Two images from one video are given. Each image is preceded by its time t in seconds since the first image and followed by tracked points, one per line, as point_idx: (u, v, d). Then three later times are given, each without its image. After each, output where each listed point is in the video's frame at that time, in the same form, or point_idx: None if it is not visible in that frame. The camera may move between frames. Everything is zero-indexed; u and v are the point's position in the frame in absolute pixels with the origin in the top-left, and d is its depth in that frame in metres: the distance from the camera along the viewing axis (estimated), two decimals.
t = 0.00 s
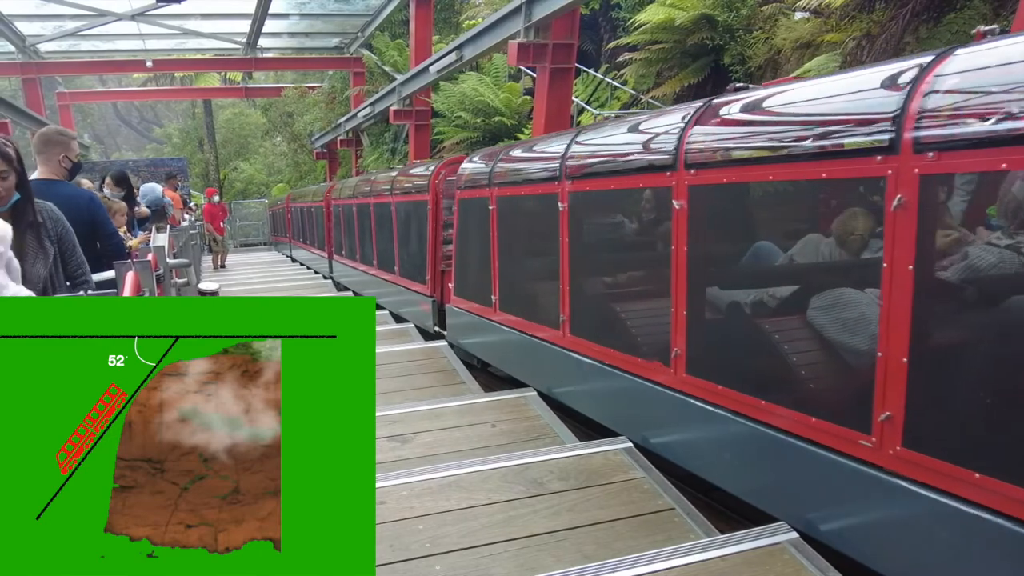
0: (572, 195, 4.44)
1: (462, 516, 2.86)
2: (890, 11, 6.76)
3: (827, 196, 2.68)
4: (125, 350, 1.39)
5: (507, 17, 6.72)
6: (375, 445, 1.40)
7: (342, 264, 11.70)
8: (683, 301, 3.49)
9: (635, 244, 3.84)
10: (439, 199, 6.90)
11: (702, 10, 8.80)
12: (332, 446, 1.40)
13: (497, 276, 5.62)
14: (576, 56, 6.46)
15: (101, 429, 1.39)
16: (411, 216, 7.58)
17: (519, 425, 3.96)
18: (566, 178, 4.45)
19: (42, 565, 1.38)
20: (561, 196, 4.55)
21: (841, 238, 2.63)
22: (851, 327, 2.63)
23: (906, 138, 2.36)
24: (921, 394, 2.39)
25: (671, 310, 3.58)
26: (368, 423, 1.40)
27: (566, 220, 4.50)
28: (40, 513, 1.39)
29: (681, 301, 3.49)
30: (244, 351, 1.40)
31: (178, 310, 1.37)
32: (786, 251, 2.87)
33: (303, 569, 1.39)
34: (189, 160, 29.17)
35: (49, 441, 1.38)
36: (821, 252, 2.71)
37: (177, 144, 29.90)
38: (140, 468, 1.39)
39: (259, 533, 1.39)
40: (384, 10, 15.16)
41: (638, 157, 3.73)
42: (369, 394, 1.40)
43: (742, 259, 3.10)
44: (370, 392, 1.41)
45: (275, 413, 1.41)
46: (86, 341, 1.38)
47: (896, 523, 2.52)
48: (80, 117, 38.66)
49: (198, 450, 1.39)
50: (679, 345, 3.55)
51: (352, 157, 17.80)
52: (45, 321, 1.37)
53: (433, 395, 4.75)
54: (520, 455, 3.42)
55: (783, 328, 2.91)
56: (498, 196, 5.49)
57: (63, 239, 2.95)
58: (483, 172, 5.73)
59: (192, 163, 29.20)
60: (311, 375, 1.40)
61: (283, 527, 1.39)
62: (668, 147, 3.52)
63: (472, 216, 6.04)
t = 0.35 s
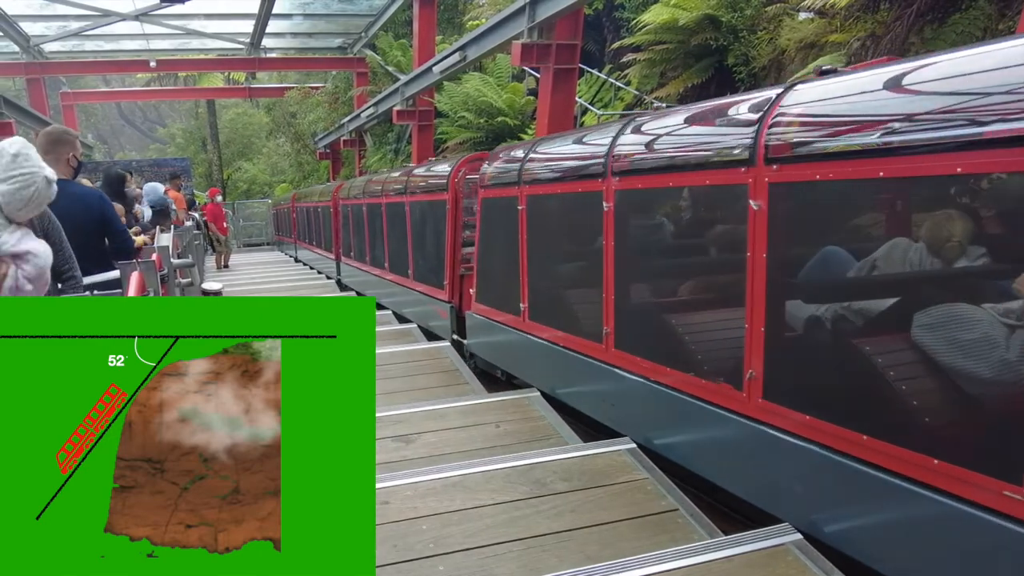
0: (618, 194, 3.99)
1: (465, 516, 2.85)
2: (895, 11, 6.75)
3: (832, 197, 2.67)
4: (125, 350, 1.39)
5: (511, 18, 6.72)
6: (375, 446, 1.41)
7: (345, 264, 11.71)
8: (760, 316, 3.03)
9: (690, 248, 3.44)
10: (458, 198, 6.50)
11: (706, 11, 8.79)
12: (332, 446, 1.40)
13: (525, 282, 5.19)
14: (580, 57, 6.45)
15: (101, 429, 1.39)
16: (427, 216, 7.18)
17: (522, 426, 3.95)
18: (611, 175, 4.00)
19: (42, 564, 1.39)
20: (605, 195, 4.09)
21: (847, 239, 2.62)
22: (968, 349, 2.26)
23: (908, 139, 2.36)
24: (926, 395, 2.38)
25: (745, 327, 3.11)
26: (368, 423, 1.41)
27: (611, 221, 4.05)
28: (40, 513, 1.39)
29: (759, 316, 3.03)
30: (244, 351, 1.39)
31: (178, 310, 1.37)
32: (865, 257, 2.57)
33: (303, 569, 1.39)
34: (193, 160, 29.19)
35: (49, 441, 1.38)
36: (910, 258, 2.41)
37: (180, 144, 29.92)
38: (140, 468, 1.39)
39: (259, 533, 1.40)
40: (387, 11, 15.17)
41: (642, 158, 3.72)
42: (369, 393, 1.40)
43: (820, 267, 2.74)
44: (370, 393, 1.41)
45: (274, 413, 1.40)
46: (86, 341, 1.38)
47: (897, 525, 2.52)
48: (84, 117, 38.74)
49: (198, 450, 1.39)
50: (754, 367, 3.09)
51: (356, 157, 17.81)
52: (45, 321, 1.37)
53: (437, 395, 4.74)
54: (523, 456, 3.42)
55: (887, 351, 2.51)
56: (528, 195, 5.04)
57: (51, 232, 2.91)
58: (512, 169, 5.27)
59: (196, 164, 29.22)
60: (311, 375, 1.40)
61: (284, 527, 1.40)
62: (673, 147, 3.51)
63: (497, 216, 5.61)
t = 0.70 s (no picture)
0: (662, 193, 3.65)
1: (469, 517, 2.85)
2: (899, 12, 6.75)
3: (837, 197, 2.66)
4: (126, 350, 1.39)
5: (515, 18, 6.72)
6: (375, 445, 1.40)
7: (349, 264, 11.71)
8: (836, 331, 2.69)
9: (711, 250, 3.33)
10: (476, 199, 6.27)
11: (710, 11, 8.79)
12: (332, 445, 1.40)
13: (551, 288, 4.88)
14: (583, 58, 6.45)
15: (101, 429, 1.38)
16: (441, 217, 6.87)
17: (525, 426, 3.95)
18: (654, 172, 3.67)
19: (41, 565, 1.38)
20: (646, 194, 3.75)
21: (852, 239, 2.61)
22: None
23: (915, 139, 2.36)
24: (931, 396, 2.38)
25: (817, 343, 2.77)
26: (368, 423, 1.41)
27: (655, 223, 3.70)
28: (40, 513, 1.38)
29: (834, 331, 2.69)
30: (244, 351, 1.39)
31: (180, 310, 1.37)
32: (940, 265, 2.32)
33: (303, 569, 1.39)
34: (197, 161, 29.25)
35: (49, 441, 1.38)
36: (995, 267, 2.16)
37: (184, 144, 29.97)
38: (140, 468, 1.39)
39: (259, 533, 1.39)
40: (391, 11, 15.19)
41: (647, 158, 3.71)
42: (370, 393, 1.40)
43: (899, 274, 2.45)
44: (370, 392, 1.41)
45: (275, 413, 1.40)
46: (86, 341, 1.37)
47: (901, 526, 2.51)
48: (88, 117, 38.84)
49: (198, 449, 1.39)
50: (827, 388, 2.75)
51: (359, 158, 17.82)
52: (44, 322, 1.37)
53: (440, 396, 4.74)
54: (527, 456, 3.41)
55: (961, 366, 2.28)
56: (547, 194, 4.82)
57: (39, 232, 2.92)
58: (538, 168, 4.95)
59: (199, 164, 29.27)
60: (310, 375, 1.40)
61: (284, 527, 1.39)
62: (678, 147, 3.51)
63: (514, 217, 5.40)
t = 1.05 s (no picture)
0: (700, 191, 3.38)
1: (470, 517, 2.84)
2: (903, 12, 6.74)
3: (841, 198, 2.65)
4: (125, 349, 1.39)
5: (518, 18, 6.72)
6: (375, 444, 1.40)
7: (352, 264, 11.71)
8: (905, 344, 2.44)
9: (714, 250, 3.32)
10: (491, 197, 5.99)
11: (714, 11, 8.75)
12: (333, 444, 1.40)
13: (572, 291, 4.62)
14: (587, 58, 6.44)
15: (101, 429, 1.38)
16: (452, 218, 6.58)
17: (527, 426, 3.94)
18: (692, 169, 3.39)
19: (42, 564, 1.38)
20: (683, 192, 3.48)
21: (856, 239, 2.60)
22: None
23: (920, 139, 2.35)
24: (936, 396, 2.37)
25: (881, 357, 2.53)
26: (368, 423, 1.40)
27: (692, 224, 3.43)
28: (40, 513, 1.38)
29: (902, 346, 2.45)
30: (244, 351, 1.39)
31: (179, 310, 1.37)
32: (1012, 270, 2.12)
33: (303, 570, 1.39)
34: (200, 161, 29.28)
35: (49, 441, 1.37)
36: None
37: (188, 144, 30.01)
38: (140, 468, 1.39)
39: (259, 533, 1.39)
40: (394, 12, 15.21)
41: (650, 158, 3.70)
42: (370, 393, 1.40)
43: (969, 275, 2.24)
44: (370, 391, 1.40)
45: (275, 413, 1.40)
46: (86, 341, 1.37)
47: (903, 528, 2.50)
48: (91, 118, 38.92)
49: (198, 450, 1.39)
50: (893, 406, 2.51)
51: (362, 158, 17.83)
52: (44, 322, 1.36)
53: (442, 396, 4.73)
54: (529, 456, 3.40)
55: (967, 367, 2.27)
56: (550, 194, 4.82)
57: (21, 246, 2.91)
58: (559, 165, 4.67)
59: (202, 164, 29.31)
60: (311, 375, 1.40)
61: (284, 527, 1.39)
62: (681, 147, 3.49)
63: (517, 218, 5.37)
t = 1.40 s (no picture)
0: (731, 190, 3.21)
1: (472, 516, 2.84)
2: (906, 12, 6.74)
3: (845, 197, 2.64)
4: (125, 350, 1.39)
5: (521, 18, 6.72)
6: (375, 444, 1.40)
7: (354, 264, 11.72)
8: (967, 355, 2.25)
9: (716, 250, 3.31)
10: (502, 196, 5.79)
11: (716, 12, 8.75)
12: (333, 444, 1.40)
13: (590, 295, 4.44)
14: (589, 58, 6.44)
15: (101, 429, 1.39)
16: (462, 218, 6.38)
17: (529, 426, 3.94)
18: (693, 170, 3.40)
19: (42, 564, 1.38)
20: (713, 191, 3.30)
21: (858, 239, 2.59)
22: None
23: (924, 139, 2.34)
24: (940, 397, 2.36)
25: (940, 369, 2.34)
26: (368, 423, 1.40)
27: (722, 225, 3.25)
28: (40, 513, 1.39)
29: (965, 357, 2.25)
30: (244, 351, 1.39)
31: (179, 310, 1.37)
32: None
33: (303, 570, 1.39)
34: (203, 161, 29.32)
35: (49, 440, 1.38)
36: None
37: (191, 144, 30.05)
38: (140, 468, 1.40)
39: (259, 533, 1.39)
40: (397, 12, 15.22)
41: (652, 158, 3.70)
42: (370, 393, 1.40)
43: None
44: (370, 391, 1.40)
45: (274, 413, 1.40)
46: (87, 341, 1.38)
47: (905, 529, 2.50)
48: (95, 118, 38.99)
49: (198, 450, 1.39)
50: (952, 422, 2.31)
51: (365, 158, 17.84)
52: (45, 322, 1.37)
53: (443, 396, 4.74)
54: (530, 456, 3.40)
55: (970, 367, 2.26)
56: (552, 193, 4.82)
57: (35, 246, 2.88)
58: (577, 163, 4.46)
59: (205, 164, 29.35)
60: (311, 375, 1.40)
61: (284, 527, 1.39)
62: (684, 149, 3.49)
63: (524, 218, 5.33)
